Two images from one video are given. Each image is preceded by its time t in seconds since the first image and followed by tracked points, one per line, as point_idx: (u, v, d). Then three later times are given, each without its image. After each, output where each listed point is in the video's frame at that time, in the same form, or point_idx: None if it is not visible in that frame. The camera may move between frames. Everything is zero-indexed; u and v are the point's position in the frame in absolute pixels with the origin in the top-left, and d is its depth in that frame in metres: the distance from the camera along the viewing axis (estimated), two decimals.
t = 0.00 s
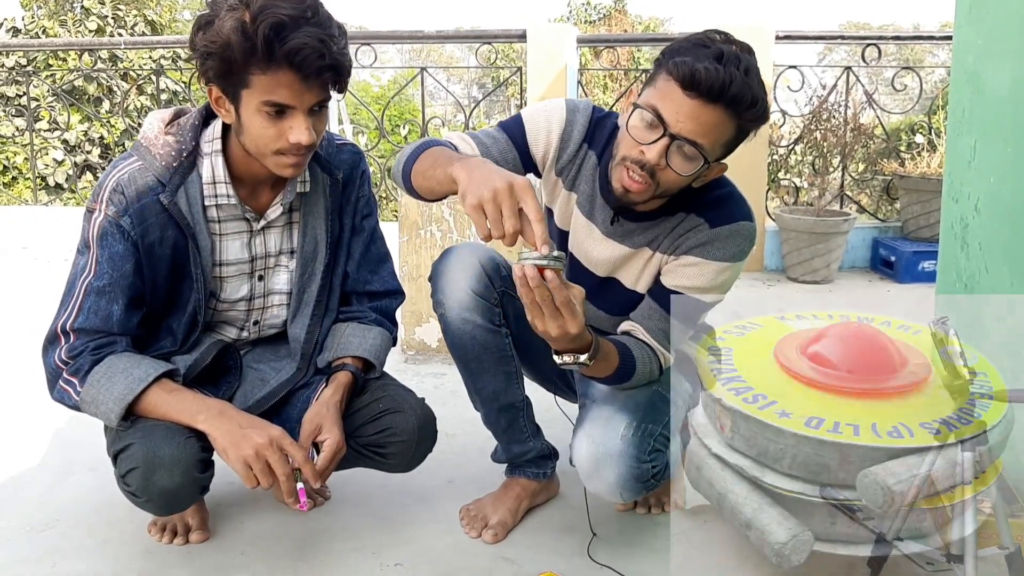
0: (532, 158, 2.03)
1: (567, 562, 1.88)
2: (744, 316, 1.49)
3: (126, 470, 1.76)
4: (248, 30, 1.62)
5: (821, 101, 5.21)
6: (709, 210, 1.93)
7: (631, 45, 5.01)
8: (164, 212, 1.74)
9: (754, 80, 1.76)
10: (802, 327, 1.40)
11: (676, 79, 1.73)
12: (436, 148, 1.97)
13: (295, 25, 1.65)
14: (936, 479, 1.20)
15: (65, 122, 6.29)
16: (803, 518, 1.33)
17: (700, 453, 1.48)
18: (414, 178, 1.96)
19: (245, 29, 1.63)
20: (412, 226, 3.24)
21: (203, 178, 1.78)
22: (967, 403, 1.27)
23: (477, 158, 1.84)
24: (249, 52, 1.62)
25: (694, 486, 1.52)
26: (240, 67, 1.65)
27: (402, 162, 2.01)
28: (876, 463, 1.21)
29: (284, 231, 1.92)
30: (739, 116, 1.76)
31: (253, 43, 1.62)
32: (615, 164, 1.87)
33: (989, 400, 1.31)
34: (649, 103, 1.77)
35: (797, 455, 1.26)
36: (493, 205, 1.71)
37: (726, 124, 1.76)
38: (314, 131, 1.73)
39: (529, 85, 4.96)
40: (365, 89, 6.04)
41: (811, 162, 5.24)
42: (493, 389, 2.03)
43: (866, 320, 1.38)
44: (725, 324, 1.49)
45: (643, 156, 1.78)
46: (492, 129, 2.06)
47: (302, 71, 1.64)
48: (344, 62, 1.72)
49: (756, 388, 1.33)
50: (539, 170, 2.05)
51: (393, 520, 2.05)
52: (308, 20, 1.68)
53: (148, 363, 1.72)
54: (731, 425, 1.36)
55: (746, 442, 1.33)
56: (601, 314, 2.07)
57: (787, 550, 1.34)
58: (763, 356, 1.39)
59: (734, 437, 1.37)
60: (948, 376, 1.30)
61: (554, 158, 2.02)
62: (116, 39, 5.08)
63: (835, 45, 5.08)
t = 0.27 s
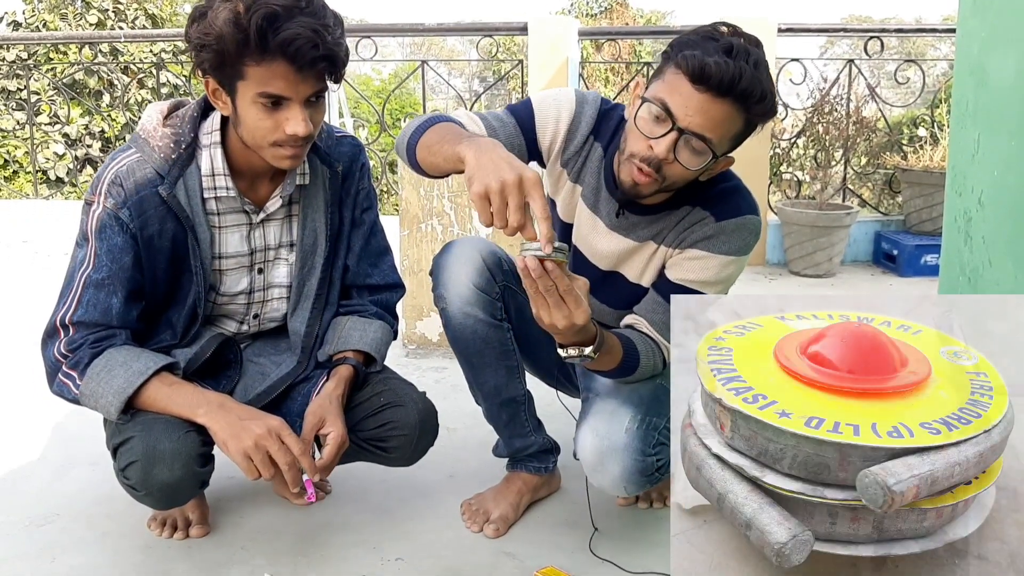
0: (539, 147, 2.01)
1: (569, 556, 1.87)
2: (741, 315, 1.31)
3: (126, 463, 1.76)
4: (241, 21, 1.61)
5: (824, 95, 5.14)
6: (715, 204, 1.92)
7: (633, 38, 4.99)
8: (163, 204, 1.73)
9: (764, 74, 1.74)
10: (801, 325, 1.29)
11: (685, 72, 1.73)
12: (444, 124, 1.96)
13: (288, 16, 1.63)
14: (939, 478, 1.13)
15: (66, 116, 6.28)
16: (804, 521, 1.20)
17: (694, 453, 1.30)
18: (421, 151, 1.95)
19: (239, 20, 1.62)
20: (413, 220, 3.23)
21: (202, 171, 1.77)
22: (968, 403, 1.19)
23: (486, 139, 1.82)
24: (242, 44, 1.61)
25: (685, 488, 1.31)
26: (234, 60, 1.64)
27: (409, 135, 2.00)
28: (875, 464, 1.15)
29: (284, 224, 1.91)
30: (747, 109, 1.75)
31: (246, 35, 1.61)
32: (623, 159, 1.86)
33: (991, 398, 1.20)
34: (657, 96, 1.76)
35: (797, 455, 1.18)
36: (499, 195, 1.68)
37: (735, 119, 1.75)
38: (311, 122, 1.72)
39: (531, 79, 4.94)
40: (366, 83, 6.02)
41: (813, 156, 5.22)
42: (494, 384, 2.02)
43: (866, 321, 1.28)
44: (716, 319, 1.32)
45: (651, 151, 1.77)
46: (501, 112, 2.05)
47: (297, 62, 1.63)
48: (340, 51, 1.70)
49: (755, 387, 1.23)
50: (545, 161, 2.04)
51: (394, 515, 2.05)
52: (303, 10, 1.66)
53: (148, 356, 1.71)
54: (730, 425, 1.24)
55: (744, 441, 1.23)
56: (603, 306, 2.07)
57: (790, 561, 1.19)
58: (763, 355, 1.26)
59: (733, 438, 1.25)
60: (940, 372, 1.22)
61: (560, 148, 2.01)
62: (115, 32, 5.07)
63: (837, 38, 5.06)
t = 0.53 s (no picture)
0: (543, 137, 2.01)
1: (570, 551, 1.87)
2: (740, 315, 1.30)
3: (127, 460, 1.76)
4: (237, 17, 1.61)
5: (826, 88, 5.12)
6: (720, 198, 1.92)
7: (634, 31, 4.97)
8: (163, 198, 1.72)
9: (771, 65, 1.73)
10: (800, 325, 1.28)
11: (691, 64, 1.72)
12: (447, 108, 1.95)
13: (284, 10, 1.63)
14: (938, 478, 1.12)
15: (67, 109, 6.27)
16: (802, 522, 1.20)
17: (693, 453, 1.29)
18: (422, 134, 1.95)
19: (235, 15, 1.61)
20: (414, 214, 3.22)
21: (202, 164, 1.76)
22: (968, 403, 1.18)
23: (488, 126, 1.81)
24: (240, 39, 1.61)
25: (684, 488, 1.28)
26: (232, 55, 1.63)
27: (411, 116, 2.00)
28: (875, 464, 1.14)
29: (284, 218, 1.91)
30: (754, 101, 1.75)
31: (244, 30, 1.60)
32: (628, 152, 1.86)
33: (991, 398, 1.18)
34: (664, 89, 1.76)
35: (797, 455, 1.17)
36: (497, 185, 1.68)
37: (742, 110, 1.75)
38: (312, 116, 1.71)
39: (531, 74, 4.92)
40: (367, 76, 6.00)
41: (815, 149, 5.21)
42: (496, 378, 2.02)
43: (866, 320, 1.28)
44: (716, 319, 1.30)
45: (658, 143, 1.77)
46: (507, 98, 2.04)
47: (295, 56, 1.62)
48: (339, 45, 1.69)
49: (755, 387, 1.22)
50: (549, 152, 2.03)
51: (396, 509, 2.05)
52: (300, 4, 1.65)
53: (148, 351, 1.71)
54: (730, 425, 1.23)
55: (744, 441, 1.23)
56: (607, 301, 2.06)
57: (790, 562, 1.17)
58: (763, 355, 1.26)
59: (733, 438, 1.24)
60: (940, 372, 1.21)
61: (565, 140, 2.00)
62: (115, 25, 5.05)
63: (840, 31, 5.04)
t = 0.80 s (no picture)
0: (546, 130, 2.00)
1: (570, 549, 1.87)
2: (740, 315, 1.30)
3: (124, 460, 1.75)
4: (229, 17, 1.60)
5: (827, 85, 5.09)
6: (720, 194, 1.91)
7: (635, 28, 4.96)
8: (162, 197, 1.72)
9: (773, 58, 1.74)
10: (800, 325, 1.28)
11: (695, 58, 1.72)
12: (459, 91, 1.94)
13: (277, 9, 1.62)
14: (938, 479, 1.11)
15: (66, 107, 6.26)
16: (802, 521, 1.20)
17: (693, 454, 1.28)
18: (428, 116, 1.93)
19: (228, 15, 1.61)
20: (414, 211, 3.21)
21: (201, 163, 1.76)
22: (968, 403, 1.18)
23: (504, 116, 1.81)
24: (233, 39, 1.61)
25: (684, 488, 1.28)
26: (226, 56, 1.63)
27: (418, 97, 1.97)
28: (874, 464, 1.14)
29: (284, 216, 1.91)
30: (757, 95, 1.75)
31: (238, 30, 1.60)
32: (632, 147, 1.85)
33: (992, 398, 1.18)
34: (667, 83, 1.76)
35: (797, 456, 1.17)
36: (508, 177, 1.66)
37: (746, 104, 1.75)
38: (309, 115, 1.71)
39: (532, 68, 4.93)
40: (367, 74, 5.99)
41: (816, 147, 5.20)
42: (496, 375, 2.01)
43: (866, 320, 1.28)
44: (715, 319, 1.30)
45: (663, 138, 1.76)
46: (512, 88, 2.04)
47: (289, 55, 1.62)
48: (333, 42, 1.68)
49: (755, 387, 1.22)
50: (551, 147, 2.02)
51: (396, 507, 2.05)
52: (293, 2, 1.64)
53: (146, 351, 1.70)
54: (730, 425, 1.23)
55: (744, 441, 1.22)
56: (608, 298, 2.05)
57: (790, 562, 1.17)
58: (763, 355, 1.25)
59: (733, 438, 1.24)
60: (940, 372, 1.21)
61: (567, 136, 1.99)
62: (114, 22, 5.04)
63: (840, 28, 5.03)
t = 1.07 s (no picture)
0: (549, 128, 1.99)
1: (571, 550, 1.86)
2: (741, 315, 1.30)
3: (122, 461, 1.75)
4: (225, 16, 1.60)
5: (828, 84, 5.09)
6: (719, 194, 1.91)
7: (635, 27, 4.95)
8: (159, 197, 1.71)
9: (764, 57, 1.73)
10: (800, 325, 1.28)
11: (685, 60, 1.71)
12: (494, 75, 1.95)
13: (273, 8, 1.61)
14: (939, 479, 1.11)
15: (67, 108, 6.26)
16: (802, 521, 1.20)
17: (693, 453, 1.28)
18: (468, 93, 1.93)
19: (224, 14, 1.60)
20: (414, 211, 3.21)
21: (199, 163, 1.75)
22: (968, 403, 1.17)
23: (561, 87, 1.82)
24: (229, 39, 1.60)
25: (684, 488, 1.27)
26: (221, 56, 1.63)
27: (449, 82, 1.99)
28: (875, 464, 1.14)
29: (282, 216, 1.90)
30: (750, 94, 1.75)
31: (234, 29, 1.60)
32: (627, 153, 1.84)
33: (992, 398, 1.18)
34: (658, 87, 1.75)
35: (797, 455, 1.17)
36: (595, 138, 1.66)
37: (738, 103, 1.74)
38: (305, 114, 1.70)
39: (532, 68, 4.93)
40: (367, 74, 5.99)
41: (816, 146, 5.20)
42: (496, 376, 2.01)
43: (866, 320, 1.27)
44: (716, 318, 1.30)
45: (656, 142, 1.75)
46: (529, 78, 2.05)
47: (285, 54, 1.61)
48: (329, 42, 1.68)
49: (755, 387, 1.22)
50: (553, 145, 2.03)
51: (395, 507, 2.04)
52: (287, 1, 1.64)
53: (144, 352, 1.70)
54: (730, 425, 1.22)
55: (744, 441, 1.22)
56: (607, 298, 2.06)
57: (790, 562, 1.16)
58: (763, 355, 1.25)
59: (733, 438, 1.23)
60: (940, 372, 1.21)
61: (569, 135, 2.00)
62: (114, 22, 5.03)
63: (841, 28, 5.03)
